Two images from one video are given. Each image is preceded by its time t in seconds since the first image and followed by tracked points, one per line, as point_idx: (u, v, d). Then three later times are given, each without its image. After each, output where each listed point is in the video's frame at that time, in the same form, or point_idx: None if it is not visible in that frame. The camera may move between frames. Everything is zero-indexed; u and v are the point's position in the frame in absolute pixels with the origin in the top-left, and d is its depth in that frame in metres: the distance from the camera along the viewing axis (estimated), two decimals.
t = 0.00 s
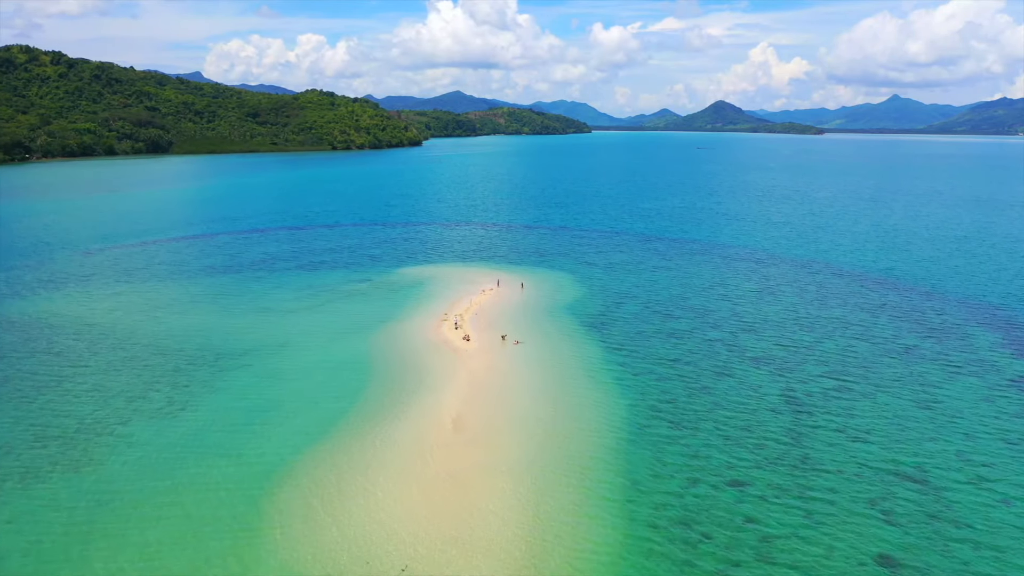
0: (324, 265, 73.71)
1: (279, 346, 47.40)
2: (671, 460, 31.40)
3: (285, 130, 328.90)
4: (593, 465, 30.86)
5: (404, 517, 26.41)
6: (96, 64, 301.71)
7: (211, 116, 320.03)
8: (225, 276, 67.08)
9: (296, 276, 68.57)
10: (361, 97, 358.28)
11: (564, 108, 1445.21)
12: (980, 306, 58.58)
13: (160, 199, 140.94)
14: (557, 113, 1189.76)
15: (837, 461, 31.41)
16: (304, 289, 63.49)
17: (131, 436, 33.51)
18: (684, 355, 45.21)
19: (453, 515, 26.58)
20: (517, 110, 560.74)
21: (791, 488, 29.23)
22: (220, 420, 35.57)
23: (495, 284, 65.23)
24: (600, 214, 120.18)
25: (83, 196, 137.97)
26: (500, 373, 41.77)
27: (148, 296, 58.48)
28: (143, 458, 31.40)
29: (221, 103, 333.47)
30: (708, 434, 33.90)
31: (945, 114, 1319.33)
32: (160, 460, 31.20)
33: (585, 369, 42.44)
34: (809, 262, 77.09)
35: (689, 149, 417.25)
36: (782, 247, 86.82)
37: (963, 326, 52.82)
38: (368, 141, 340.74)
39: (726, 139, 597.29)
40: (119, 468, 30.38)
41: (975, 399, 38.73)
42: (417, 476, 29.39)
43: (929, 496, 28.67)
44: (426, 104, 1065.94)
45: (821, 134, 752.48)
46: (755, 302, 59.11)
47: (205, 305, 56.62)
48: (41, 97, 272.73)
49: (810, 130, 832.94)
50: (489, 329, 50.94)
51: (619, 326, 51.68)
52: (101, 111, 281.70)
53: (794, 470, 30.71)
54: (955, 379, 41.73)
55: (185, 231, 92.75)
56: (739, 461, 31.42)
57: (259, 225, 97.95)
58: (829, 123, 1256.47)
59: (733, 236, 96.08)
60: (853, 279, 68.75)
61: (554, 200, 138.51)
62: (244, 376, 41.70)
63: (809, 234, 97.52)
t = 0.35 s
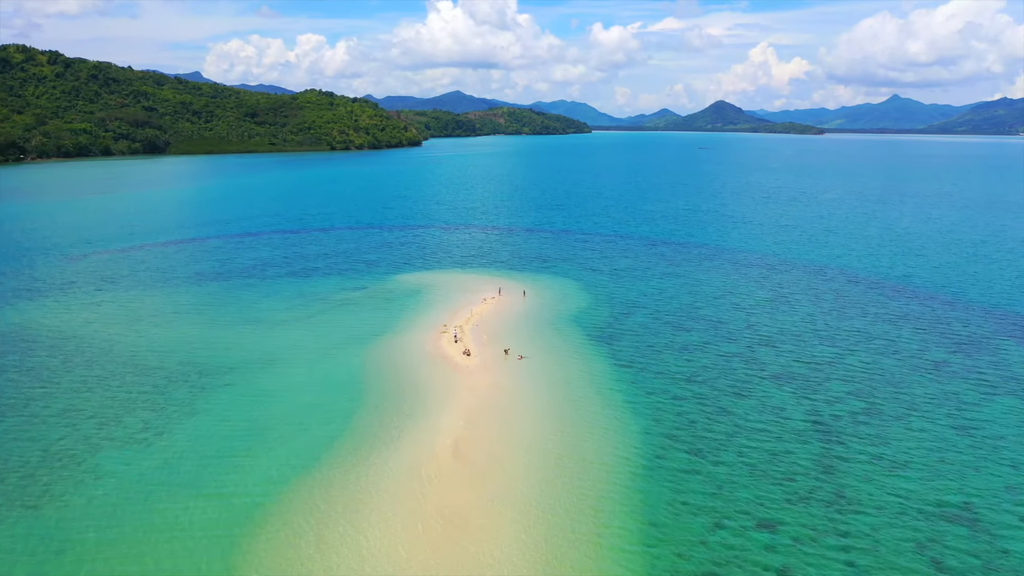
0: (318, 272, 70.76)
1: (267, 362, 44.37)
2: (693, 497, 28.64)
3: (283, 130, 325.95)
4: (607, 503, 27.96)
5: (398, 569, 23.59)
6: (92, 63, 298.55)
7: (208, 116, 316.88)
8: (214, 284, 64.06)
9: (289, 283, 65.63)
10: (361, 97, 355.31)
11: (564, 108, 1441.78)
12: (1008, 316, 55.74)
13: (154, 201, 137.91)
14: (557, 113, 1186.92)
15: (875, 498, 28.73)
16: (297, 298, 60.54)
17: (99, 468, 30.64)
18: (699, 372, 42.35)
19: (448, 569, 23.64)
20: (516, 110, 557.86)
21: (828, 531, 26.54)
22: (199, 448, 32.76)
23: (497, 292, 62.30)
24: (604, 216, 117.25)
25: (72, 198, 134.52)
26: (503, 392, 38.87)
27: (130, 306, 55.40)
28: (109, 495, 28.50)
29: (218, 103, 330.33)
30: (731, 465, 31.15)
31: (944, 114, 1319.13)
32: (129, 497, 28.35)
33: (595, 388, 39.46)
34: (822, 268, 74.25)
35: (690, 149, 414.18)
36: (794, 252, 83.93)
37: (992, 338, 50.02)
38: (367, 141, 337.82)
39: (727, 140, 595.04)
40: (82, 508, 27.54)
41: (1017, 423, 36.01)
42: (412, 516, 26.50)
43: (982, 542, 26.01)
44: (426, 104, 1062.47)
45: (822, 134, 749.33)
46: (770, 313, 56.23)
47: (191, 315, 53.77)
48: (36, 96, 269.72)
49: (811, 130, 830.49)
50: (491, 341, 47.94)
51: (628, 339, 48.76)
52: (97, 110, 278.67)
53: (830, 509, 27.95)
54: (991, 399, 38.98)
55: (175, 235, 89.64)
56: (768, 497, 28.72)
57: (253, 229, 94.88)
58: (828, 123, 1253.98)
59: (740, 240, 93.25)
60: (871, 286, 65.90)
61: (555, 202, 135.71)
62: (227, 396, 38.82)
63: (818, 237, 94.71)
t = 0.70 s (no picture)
0: (313, 279, 67.72)
1: (253, 380, 41.37)
2: (720, 545, 25.81)
3: (282, 130, 322.79)
4: (624, 552, 25.06)
5: None
6: (89, 62, 295.24)
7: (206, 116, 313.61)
8: (203, 292, 61.05)
9: (281, 292, 62.60)
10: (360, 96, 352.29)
11: (564, 108, 1439.03)
12: None
13: (147, 202, 134.86)
14: (557, 113, 1183.51)
15: (924, 545, 25.94)
16: (289, 308, 57.48)
17: (60, 507, 27.74)
18: (719, 392, 39.41)
19: None
20: (515, 110, 553.62)
21: None
22: (172, 481, 29.86)
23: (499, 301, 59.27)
24: (608, 219, 114.26)
25: (63, 200, 131.42)
26: (507, 415, 35.83)
27: (112, 318, 52.42)
28: (67, 541, 25.62)
29: (216, 102, 327.09)
30: (760, 504, 28.32)
31: (945, 114, 1315.61)
32: (89, 544, 25.48)
33: (606, 411, 36.49)
34: (838, 275, 71.17)
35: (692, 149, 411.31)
36: (807, 257, 80.91)
37: None
38: (366, 141, 334.60)
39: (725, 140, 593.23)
40: (36, 559, 24.69)
41: None
42: (405, 570, 23.61)
43: None
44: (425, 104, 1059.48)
45: (823, 134, 746.35)
46: (788, 325, 53.19)
47: (176, 327, 50.76)
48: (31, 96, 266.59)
49: (812, 130, 827.14)
50: (492, 356, 44.94)
51: (640, 354, 45.77)
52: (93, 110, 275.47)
53: (874, 558, 25.16)
54: None
55: (165, 239, 86.57)
56: (805, 544, 25.91)
57: (245, 232, 91.85)
58: (829, 122, 1250.78)
59: (750, 244, 90.14)
60: (891, 295, 62.89)
61: (557, 205, 132.58)
62: (207, 419, 35.89)
63: (830, 242, 91.56)
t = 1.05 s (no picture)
0: (305, 287, 64.78)
1: (237, 401, 38.33)
2: None
3: (280, 131, 319.81)
4: None
5: None
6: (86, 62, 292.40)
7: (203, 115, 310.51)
8: (189, 302, 58.08)
9: (271, 301, 59.65)
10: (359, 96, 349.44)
11: (564, 108, 1436.96)
12: None
13: (140, 204, 131.90)
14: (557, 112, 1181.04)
15: None
16: (279, 318, 54.56)
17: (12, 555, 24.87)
18: (739, 414, 36.52)
19: None
20: (515, 110, 550.67)
21: None
22: (140, 522, 26.93)
23: (500, 311, 56.29)
24: (611, 222, 111.45)
25: (54, 202, 128.42)
26: (512, 444, 32.86)
27: (91, 330, 49.45)
28: None
29: (213, 102, 324.05)
30: (794, 550, 25.49)
31: (946, 114, 1312.57)
32: None
33: (620, 439, 33.53)
34: (854, 282, 68.22)
35: (693, 149, 408.39)
36: (819, 263, 78.02)
37: None
38: (365, 141, 331.61)
39: (726, 140, 590.41)
40: None
41: None
42: None
43: None
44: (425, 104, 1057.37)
45: (824, 134, 743.66)
46: (807, 338, 50.26)
47: (159, 341, 47.82)
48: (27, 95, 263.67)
49: (813, 130, 824.19)
50: (494, 374, 41.99)
51: (652, 371, 42.87)
52: (89, 109, 272.41)
53: None
54: None
55: (154, 243, 83.55)
56: None
57: (238, 236, 88.87)
58: (829, 123, 1247.40)
59: (759, 249, 87.14)
60: (911, 304, 59.96)
61: (559, 207, 129.59)
62: (184, 447, 32.97)
63: (842, 246, 88.53)
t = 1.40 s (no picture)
0: (297, 296, 61.62)
1: (219, 427, 35.16)
2: None
3: (278, 131, 316.68)
4: None
5: None
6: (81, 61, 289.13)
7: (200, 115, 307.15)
8: (174, 312, 54.90)
9: (260, 312, 56.49)
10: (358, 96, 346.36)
11: (564, 108, 1434.34)
12: None
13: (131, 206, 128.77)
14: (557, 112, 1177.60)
15: None
16: (268, 331, 51.42)
17: None
18: (765, 444, 33.47)
19: None
20: (515, 110, 547.50)
21: None
22: None
23: (502, 322, 53.13)
24: (615, 225, 108.43)
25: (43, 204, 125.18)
26: (518, 479, 29.82)
27: (65, 345, 46.25)
28: None
29: (211, 101, 320.85)
30: None
31: (946, 114, 1309.37)
32: None
33: (637, 474, 30.40)
34: (873, 290, 65.14)
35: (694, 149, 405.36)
36: (834, 269, 74.96)
37: None
38: (364, 141, 328.52)
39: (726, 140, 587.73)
40: None
41: None
42: None
43: None
44: (424, 104, 1053.65)
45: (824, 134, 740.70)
46: (830, 353, 47.15)
47: (139, 356, 44.69)
48: (21, 95, 260.34)
49: (813, 129, 821.45)
50: (497, 396, 38.84)
51: (667, 391, 39.80)
52: (84, 109, 269.11)
53: None
54: None
55: (141, 248, 80.27)
56: None
57: (229, 241, 85.70)
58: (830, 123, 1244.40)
59: (770, 254, 83.98)
60: (937, 314, 56.87)
61: (561, 210, 126.47)
62: (155, 482, 29.88)
63: (855, 251, 85.44)
